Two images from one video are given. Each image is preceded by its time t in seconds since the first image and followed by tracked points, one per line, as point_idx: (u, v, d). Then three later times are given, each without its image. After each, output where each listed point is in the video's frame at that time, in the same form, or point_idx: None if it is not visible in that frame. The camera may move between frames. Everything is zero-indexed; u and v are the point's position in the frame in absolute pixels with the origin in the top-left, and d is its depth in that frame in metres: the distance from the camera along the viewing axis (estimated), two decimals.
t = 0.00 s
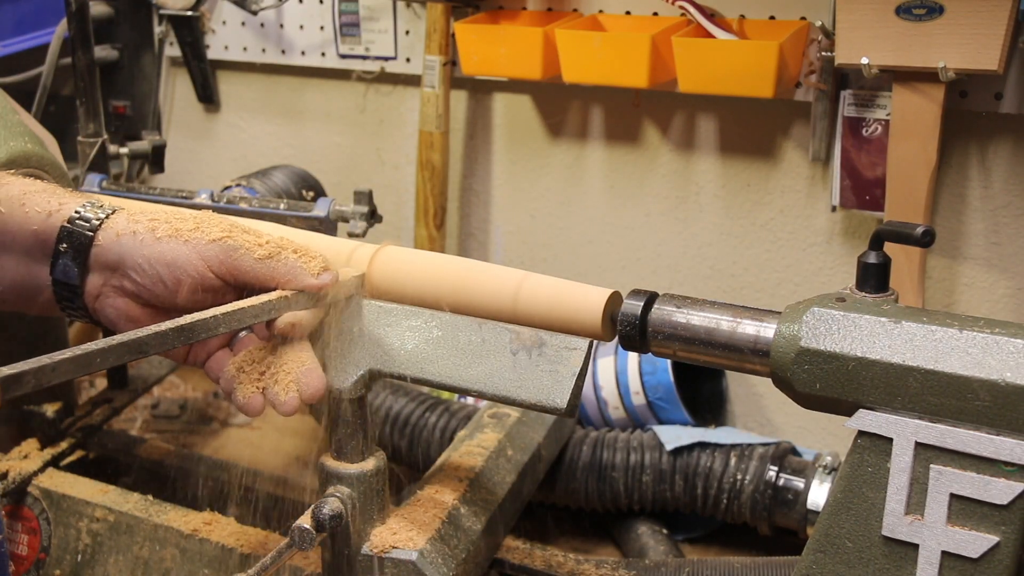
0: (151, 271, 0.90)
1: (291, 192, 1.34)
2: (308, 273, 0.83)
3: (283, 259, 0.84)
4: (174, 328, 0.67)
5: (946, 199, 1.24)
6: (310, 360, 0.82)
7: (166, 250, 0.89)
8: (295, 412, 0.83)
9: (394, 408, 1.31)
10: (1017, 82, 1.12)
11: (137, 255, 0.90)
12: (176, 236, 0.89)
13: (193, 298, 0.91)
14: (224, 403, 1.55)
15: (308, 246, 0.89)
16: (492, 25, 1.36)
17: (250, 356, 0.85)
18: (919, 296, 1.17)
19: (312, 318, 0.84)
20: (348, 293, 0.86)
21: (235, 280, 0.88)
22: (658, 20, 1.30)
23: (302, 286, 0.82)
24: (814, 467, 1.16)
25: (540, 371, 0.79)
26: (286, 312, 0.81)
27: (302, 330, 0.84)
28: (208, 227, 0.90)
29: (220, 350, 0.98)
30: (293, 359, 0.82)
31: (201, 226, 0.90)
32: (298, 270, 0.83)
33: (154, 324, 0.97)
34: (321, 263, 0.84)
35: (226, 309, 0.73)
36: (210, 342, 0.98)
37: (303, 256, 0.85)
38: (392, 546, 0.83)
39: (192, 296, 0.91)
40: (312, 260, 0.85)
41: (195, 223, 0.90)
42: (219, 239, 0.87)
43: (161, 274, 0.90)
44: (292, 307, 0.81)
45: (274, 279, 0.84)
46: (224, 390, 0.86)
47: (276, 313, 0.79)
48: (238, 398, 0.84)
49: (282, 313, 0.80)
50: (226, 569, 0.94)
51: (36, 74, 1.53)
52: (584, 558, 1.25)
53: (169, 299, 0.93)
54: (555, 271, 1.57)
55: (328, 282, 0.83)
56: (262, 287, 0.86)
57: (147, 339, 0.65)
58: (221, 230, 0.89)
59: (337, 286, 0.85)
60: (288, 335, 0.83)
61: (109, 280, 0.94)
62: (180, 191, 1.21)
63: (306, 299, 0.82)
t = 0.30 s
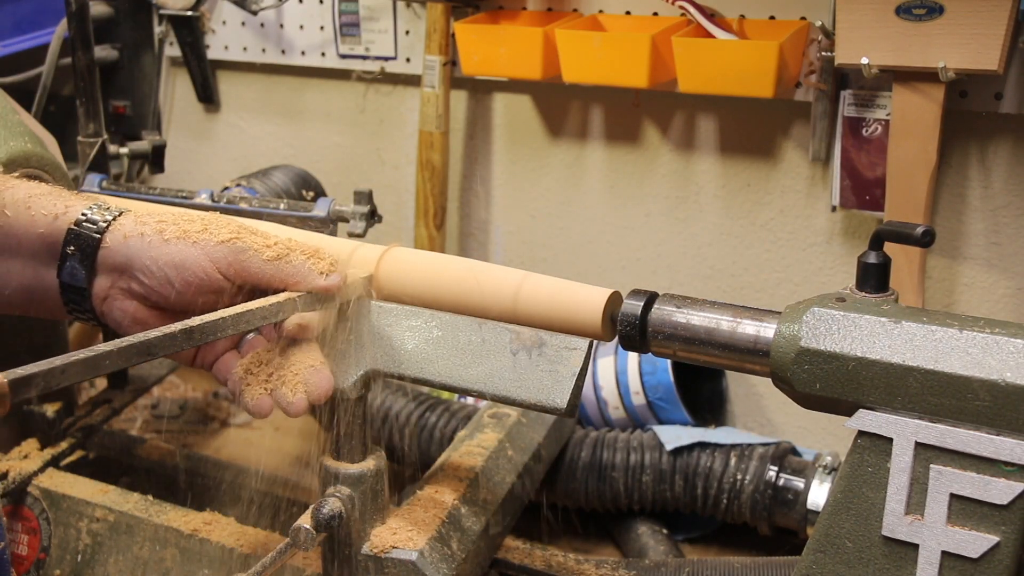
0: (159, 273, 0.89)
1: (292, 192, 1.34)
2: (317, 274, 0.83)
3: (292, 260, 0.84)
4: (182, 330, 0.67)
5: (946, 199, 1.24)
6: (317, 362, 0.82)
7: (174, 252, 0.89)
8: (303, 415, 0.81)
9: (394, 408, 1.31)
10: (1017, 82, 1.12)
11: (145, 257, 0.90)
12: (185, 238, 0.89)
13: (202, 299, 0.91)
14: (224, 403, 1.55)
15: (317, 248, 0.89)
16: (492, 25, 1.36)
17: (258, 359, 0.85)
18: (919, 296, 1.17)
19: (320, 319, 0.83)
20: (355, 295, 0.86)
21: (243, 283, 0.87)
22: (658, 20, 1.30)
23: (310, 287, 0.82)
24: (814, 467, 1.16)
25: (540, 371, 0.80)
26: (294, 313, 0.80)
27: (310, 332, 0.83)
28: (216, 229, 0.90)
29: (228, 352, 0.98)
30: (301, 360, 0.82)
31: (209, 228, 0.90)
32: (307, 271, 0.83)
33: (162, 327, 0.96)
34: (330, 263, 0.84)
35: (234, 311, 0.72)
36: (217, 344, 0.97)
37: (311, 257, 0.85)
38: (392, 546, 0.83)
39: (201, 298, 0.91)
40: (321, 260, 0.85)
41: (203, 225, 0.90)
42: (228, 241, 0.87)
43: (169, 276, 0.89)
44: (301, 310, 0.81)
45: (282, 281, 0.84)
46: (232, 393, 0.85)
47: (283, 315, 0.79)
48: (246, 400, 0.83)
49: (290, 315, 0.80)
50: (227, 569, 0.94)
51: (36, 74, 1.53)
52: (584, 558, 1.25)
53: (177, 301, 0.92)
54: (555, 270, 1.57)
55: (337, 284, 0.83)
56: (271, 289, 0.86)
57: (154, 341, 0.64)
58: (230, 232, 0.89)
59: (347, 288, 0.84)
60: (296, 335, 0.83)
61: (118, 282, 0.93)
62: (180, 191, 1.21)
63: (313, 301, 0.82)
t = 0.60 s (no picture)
0: (170, 275, 0.89)
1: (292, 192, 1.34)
2: (328, 277, 0.83)
3: (304, 262, 0.84)
4: (196, 332, 0.67)
5: (946, 199, 1.24)
6: (327, 364, 0.82)
7: (185, 254, 0.88)
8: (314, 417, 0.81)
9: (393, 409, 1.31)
10: (1017, 82, 1.13)
11: (155, 259, 0.89)
12: (196, 240, 0.88)
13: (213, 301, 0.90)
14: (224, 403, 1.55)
15: (330, 249, 0.89)
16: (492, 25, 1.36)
17: (268, 360, 0.84)
18: (918, 296, 1.17)
19: (330, 322, 0.84)
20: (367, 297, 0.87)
21: (255, 284, 0.87)
22: (658, 20, 1.30)
23: (323, 289, 0.83)
24: (814, 467, 1.16)
25: (540, 371, 0.80)
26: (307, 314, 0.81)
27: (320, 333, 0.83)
28: (228, 230, 0.89)
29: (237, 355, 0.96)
30: (312, 362, 0.81)
31: (221, 230, 0.89)
32: (318, 273, 0.83)
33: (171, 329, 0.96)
34: (341, 266, 0.85)
35: (246, 314, 0.73)
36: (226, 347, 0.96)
37: (322, 260, 0.85)
38: (391, 546, 0.83)
39: (212, 300, 0.90)
40: (333, 263, 0.85)
41: (214, 227, 0.90)
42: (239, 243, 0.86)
43: (180, 278, 0.89)
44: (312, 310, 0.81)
45: (294, 284, 0.83)
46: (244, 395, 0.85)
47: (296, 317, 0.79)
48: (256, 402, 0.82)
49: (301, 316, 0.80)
50: (227, 569, 0.94)
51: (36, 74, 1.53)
52: (584, 558, 1.25)
53: (188, 303, 0.92)
54: (555, 270, 1.57)
55: (349, 286, 0.84)
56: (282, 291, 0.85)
57: (167, 344, 0.64)
58: (242, 234, 0.88)
59: (358, 288, 0.85)
60: (308, 337, 0.83)
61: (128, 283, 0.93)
62: (180, 191, 1.21)
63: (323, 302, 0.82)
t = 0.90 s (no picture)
0: (178, 276, 0.89)
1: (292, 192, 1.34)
2: (336, 278, 0.83)
3: (311, 264, 0.84)
4: (206, 334, 0.67)
5: (946, 199, 1.24)
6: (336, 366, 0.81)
7: (193, 256, 0.88)
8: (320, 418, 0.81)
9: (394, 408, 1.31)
10: (1017, 83, 1.13)
11: (164, 260, 0.89)
12: (204, 241, 0.88)
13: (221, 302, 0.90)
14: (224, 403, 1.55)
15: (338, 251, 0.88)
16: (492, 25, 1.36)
17: (275, 361, 0.83)
18: (918, 297, 1.17)
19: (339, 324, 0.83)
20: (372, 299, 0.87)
21: (262, 286, 0.87)
22: (658, 20, 1.30)
23: (330, 291, 0.82)
24: (814, 467, 1.16)
25: (540, 372, 0.79)
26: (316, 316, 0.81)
27: (330, 335, 0.82)
28: (236, 231, 0.88)
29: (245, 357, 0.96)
30: (321, 364, 0.81)
31: (229, 231, 0.89)
32: (325, 275, 0.83)
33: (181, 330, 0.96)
34: (350, 268, 0.84)
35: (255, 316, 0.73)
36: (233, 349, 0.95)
37: (331, 262, 0.84)
38: (392, 546, 0.83)
39: (220, 301, 0.90)
40: (341, 265, 0.84)
41: (223, 227, 0.89)
42: (247, 244, 0.86)
43: (188, 279, 0.89)
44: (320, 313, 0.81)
45: (303, 286, 0.83)
46: (250, 398, 0.84)
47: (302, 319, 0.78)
48: (263, 403, 0.81)
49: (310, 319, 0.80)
50: (226, 569, 0.94)
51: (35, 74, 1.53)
52: (584, 558, 1.25)
53: (196, 304, 0.92)
54: (555, 270, 1.57)
55: (358, 288, 0.83)
56: (291, 293, 0.85)
57: (177, 346, 0.65)
58: (250, 235, 0.88)
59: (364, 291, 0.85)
60: (316, 340, 0.82)
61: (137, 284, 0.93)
62: (180, 191, 1.21)
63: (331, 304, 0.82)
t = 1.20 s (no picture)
0: (185, 277, 0.89)
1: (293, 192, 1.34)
2: (342, 280, 0.82)
3: (317, 266, 0.83)
4: (211, 335, 0.67)
5: (946, 199, 1.24)
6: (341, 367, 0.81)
7: (201, 257, 0.88)
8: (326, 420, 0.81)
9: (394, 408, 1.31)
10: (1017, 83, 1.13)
11: (171, 261, 0.89)
12: (211, 242, 0.88)
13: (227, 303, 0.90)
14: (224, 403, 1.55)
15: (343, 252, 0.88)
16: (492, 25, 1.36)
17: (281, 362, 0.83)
18: (918, 297, 1.17)
19: (345, 325, 0.83)
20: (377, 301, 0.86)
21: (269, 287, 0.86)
22: (658, 20, 1.30)
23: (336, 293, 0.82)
24: (814, 468, 1.16)
25: (540, 372, 0.79)
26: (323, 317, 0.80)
27: (336, 337, 0.82)
28: (243, 233, 0.88)
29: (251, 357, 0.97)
30: (326, 366, 0.81)
31: (235, 232, 0.89)
32: (332, 277, 0.82)
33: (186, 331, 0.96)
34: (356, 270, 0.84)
35: (261, 317, 0.72)
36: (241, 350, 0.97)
37: (338, 263, 0.84)
38: (392, 546, 0.83)
39: (227, 302, 0.90)
40: (347, 266, 0.84)
41: (229, 228, 0.89)
42: (253, 245, 0.86)
43: (195, 280, 0.89)
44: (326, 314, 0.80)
45: (309, 287, 0.83)
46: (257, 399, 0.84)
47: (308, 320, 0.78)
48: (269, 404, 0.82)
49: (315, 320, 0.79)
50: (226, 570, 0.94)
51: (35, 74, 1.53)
52: (584, 558, 1.25)
53: (202, 305, 0.92)
54: (555, 270, 1.57)
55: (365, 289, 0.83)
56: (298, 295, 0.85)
57: (181, 348, 0.64)
58: (256, 237, 0.87)
59: (370, 292, 0.85)
60: (322, 342, 0.82)
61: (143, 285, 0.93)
62: (180, 191, 1.21)
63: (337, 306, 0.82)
